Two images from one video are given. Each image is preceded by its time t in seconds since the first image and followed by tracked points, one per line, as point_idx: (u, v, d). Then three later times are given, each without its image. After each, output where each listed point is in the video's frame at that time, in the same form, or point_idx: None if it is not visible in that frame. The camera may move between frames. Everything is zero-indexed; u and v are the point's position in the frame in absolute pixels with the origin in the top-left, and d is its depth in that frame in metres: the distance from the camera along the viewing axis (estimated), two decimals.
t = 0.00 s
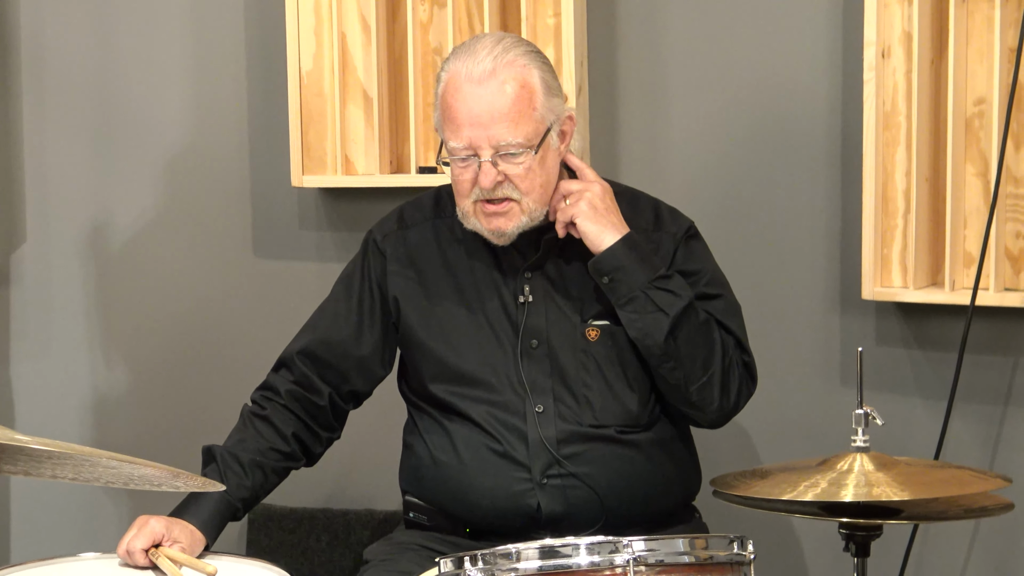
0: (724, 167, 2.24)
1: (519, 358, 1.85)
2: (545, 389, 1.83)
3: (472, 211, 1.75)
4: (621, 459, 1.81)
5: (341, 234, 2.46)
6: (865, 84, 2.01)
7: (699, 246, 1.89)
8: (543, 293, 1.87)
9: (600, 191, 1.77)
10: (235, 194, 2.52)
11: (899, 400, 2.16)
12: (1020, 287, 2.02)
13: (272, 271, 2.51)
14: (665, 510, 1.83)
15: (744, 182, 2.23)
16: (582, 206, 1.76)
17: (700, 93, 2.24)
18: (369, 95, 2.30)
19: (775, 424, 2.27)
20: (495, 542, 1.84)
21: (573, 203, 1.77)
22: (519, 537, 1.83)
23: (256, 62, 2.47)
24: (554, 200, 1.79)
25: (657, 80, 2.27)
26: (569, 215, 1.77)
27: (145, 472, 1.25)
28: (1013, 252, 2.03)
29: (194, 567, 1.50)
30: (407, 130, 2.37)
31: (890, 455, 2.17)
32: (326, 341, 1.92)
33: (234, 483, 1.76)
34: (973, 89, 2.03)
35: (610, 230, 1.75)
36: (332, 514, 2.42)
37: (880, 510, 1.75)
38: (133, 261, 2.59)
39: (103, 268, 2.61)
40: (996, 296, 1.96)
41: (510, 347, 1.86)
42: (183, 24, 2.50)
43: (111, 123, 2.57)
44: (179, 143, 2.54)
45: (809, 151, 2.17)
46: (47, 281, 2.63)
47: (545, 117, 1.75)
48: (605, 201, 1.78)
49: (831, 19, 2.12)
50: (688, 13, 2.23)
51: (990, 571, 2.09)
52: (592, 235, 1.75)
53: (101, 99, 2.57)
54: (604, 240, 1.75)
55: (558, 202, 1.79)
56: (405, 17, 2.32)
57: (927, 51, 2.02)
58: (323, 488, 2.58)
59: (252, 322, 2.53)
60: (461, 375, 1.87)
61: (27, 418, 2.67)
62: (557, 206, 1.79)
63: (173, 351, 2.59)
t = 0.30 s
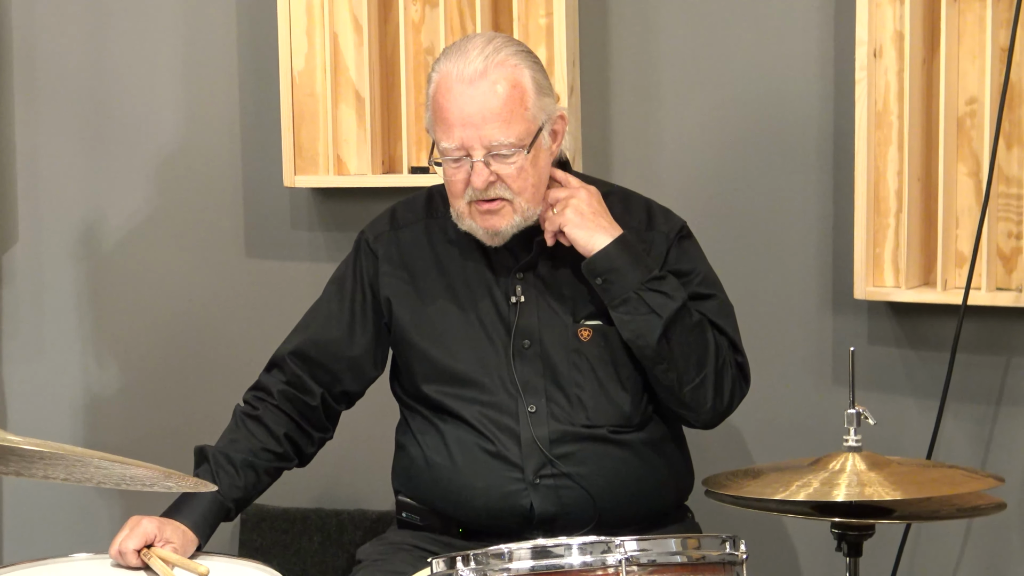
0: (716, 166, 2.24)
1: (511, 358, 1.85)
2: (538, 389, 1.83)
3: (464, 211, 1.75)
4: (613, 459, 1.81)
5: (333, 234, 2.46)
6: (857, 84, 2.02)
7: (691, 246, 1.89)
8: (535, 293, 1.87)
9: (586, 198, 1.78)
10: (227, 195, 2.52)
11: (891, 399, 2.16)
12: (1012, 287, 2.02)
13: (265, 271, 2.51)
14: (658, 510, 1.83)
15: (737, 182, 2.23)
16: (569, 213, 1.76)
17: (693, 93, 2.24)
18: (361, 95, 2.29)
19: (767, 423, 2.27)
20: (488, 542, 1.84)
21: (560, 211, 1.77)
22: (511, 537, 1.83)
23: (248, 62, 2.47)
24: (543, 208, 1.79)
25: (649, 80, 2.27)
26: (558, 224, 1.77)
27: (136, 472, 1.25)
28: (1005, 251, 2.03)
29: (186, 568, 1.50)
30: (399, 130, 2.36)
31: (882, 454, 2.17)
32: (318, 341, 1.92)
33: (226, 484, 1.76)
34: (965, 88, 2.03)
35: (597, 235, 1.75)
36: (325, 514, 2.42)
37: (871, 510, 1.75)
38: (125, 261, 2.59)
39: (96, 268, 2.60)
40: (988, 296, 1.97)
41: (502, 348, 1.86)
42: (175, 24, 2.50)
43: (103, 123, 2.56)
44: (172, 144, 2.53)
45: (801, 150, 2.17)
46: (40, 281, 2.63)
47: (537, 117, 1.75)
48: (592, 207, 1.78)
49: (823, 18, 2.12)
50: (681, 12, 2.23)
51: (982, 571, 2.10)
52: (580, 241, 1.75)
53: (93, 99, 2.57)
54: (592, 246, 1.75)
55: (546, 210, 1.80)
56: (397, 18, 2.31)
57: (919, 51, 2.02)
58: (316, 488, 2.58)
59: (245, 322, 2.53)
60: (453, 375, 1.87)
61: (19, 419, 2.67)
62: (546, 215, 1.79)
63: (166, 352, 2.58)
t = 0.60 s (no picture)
0: (718, 166, 2.24)
1: (513, 359, 1.85)
2: (540, 390, 1.83)
3: (466, 211, 1.75)
4: (616, 460, 1.80)
5: (335, 235, 2.45)
6: (860, 84, 2.02)
7: (693, 247, 1.89)
8: (537, 294, 1.87)
9: (597, 191, 1.77)
10: (228, 196, 2.51)
11: (893, 400, 2.15)
12: (1014, 287, 2.02)
13: (266, 272, 2.51)
14: (660, 511, 1.83)
15: (739, 183, 2.23)
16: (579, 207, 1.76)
17: (694, 94, 2.24)
18: (362, 97, 2.29)
19: (769, 424, 2.27)
20: (490, 543, 1.84)
21: (569, 203, 1.77)
22: (514, 537, 1.82)
23: (249, 63, 2.47)
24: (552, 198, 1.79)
25: (651, 81, 2.27)
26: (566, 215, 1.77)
27: (139, 473, 1.25)
28: (1007, 252, 2.03)
29: (188, 569, 1.50)
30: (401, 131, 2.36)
31: (884, 455, 2.17)
32: (320, 343, 1.92)
33: (229, 485, 1.75)
34: (968, 89, 2.03)
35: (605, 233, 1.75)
36: (326, 516, 2.41)
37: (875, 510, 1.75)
38: (126, 263, 2.58)
39: (97, 269, 2.60)
40: (990, 296, 1.97)
41: (504, 349, 1.86)
42: (176, 25, 2.50)
43: (104, 124, 2.56)
44: (173, 145, 2.53)
45: (803, 151, 2.17)
46: (41, 283, 2.62)
47: (538, 117, 1.75)
48: (603, 202, 1.77)
49: (825, 18, 2.12)
50: (682, 14, 2.23)
51: (985, 572, 2.10)
52: (586, 237, 1.75)
53: (94, 100, 2.56)
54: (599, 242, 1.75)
55: (555, 198, 1.79)
56: (399, 18, 2.31)
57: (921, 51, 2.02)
58: (318, 489, 2.58)
59: (246, 324, 2.53)
60: (455, 376, 1.87)
61: (20, 420, 2.66)
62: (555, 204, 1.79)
63: (167, 353, 2.58)
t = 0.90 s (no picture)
0: (718, 168, 2.24)
1: (514, 361, 1.85)
2: (540, 392, 1.83)
3: (462, 214, 1.75)
4: (616, 462, 1.80)
5: (335, 237, 2.45)
6: (859, 87, 2.03)
7: (693, 249, 1.89)
8: (537, 296, 1.87)
9: (590, 200, 1.78)
10: (228, 198, 2.51)
11: (893, 402, 2.16)
12: (1014, 290, 2.02)
13: (266, 274, 2.50)
14: (662, 512, 1.83)
15: (739, 185, 2.23)
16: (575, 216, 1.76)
17: (694, 96, 2.24)
18: (363, 99, 2.29)
19: (770, 426, 2.27)
20: (491, 545, 1.84)
21: (564, 214, 1.77)
22: (515, 540, 1.82)
23: (250, 65, 2.47)
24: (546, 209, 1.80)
25: (651, 83, 2.27)
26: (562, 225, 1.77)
27: (139, 476, 1.25)
28: (1007, 254, 2.03)
29: (189, 571, 1.50)
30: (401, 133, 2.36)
31: (884, 457, 2.17)
32: (320, 345, 1.92)
33: (229, 487, 1.75)
34: (968, 91, 2.03)
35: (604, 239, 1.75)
36: (326, 518, 2.41)
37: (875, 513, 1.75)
38: (126, 265, 2.58)
39: (97, 270, 2.60)
40: (990, 298, 1.97)
41: (504, 351, 1.86)
42: (176, 27, 2.50)
43: (104, 125, 2.56)
44: (173, 147, 2.53)
45: (803, 153, 2.17)
46: (41, 284, 2.62)
47: (536, 124, 1.75)
48: (597, 211, 1.78)
49: (826, 20, 2.12)
50: (683, 16, 2.23)
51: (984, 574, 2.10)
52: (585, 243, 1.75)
53: (94, 101, 2.56)
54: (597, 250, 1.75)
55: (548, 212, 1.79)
56: (399, 21, 2.31)
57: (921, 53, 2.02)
58: (317, 492, 2.57)
59: (246, 326, 2.53)
60: (455, 378, 1.87)
61: (20, 422, 2.66)
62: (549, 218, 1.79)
63: (167, 355, 2.58)
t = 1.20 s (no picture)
0: (717, 170, 2.24)
1: (512, 362, 1.84)
2: (538, 393, 1.82)
3: (473, 211, 1.74)
4: (616, 463, 1.80)
5: (332, 238, 2.45)
6: (858, 88, 2.03)
7: (692, 253, 1.88)
8: (535, 297, 1.86)
9: (590, 233, 1.58)
10: (226, 199, 2.50)
11: (892, 404, 2.15)
12: (1012, 291, 2.02)
13: (263, 274, 2.50)
14: (660, 514, 1.82)
15: (738, 186, 2.23)
16: (578, 246, 1.58)
17: (692, 98, 2.24)
18: (360, 100, 2.28)
19: (768, 428, 2.26)
20: (490, 546, 1.83)
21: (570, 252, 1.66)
22: (514, 540, 1.82)
23: (247, 65, 2.46)
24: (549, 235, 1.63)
25: (650, 84, 2.27)
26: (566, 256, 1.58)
27: (138, 476, 1.24)
28: (1005, 256, 2.03)
29: (187, 572, 1.49)
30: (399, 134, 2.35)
31: (882, 458, 2.17)
32: (319, 346, 1.92)
33: (228, 489, 1.74)
34: (966, 92, 2.03)
35: (613, 267, 1.62)
36: (323, 519, 2.40)
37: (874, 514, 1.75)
38: (123, 266, 2.58)
39: (94, 272, 2.59)
40: (988, 300, 1.97)
41: (502, 352, 1.86)
42: (174, 27, 2.49)
43: (102, 127, 2.55)
44: (170, 148, 2.52)
45: (802, 154, 2.17)
46: (38, 286, 2.62)
47: (540, 113, 1.75)
48: (600, 233, 1.59)
49: (825, 22, 2.12)
50: (681, 17, 2.23)
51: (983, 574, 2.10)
52: (597, 276, 1.62)
53: (91, 103, 2.56)
54: (607, 283, 1.63)
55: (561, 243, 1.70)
56: (397, 21, 2.31)
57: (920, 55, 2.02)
58: (315, 493, 2.57)
59: (244, 327, 2.52)
60: (453, 379, 1.86)
61: (18, 424, 2.65)
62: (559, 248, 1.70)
63: (165, 356, 2.57)
